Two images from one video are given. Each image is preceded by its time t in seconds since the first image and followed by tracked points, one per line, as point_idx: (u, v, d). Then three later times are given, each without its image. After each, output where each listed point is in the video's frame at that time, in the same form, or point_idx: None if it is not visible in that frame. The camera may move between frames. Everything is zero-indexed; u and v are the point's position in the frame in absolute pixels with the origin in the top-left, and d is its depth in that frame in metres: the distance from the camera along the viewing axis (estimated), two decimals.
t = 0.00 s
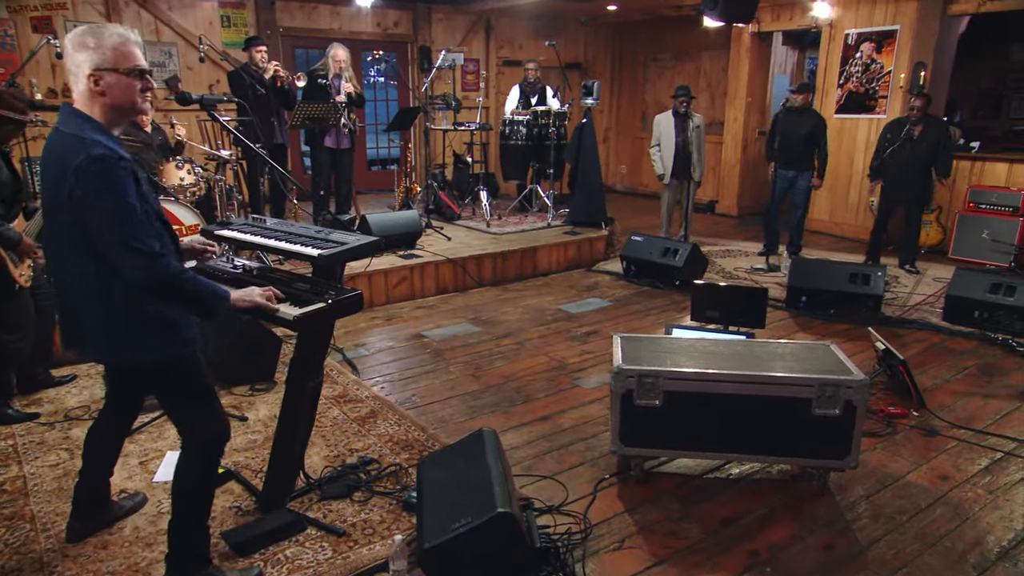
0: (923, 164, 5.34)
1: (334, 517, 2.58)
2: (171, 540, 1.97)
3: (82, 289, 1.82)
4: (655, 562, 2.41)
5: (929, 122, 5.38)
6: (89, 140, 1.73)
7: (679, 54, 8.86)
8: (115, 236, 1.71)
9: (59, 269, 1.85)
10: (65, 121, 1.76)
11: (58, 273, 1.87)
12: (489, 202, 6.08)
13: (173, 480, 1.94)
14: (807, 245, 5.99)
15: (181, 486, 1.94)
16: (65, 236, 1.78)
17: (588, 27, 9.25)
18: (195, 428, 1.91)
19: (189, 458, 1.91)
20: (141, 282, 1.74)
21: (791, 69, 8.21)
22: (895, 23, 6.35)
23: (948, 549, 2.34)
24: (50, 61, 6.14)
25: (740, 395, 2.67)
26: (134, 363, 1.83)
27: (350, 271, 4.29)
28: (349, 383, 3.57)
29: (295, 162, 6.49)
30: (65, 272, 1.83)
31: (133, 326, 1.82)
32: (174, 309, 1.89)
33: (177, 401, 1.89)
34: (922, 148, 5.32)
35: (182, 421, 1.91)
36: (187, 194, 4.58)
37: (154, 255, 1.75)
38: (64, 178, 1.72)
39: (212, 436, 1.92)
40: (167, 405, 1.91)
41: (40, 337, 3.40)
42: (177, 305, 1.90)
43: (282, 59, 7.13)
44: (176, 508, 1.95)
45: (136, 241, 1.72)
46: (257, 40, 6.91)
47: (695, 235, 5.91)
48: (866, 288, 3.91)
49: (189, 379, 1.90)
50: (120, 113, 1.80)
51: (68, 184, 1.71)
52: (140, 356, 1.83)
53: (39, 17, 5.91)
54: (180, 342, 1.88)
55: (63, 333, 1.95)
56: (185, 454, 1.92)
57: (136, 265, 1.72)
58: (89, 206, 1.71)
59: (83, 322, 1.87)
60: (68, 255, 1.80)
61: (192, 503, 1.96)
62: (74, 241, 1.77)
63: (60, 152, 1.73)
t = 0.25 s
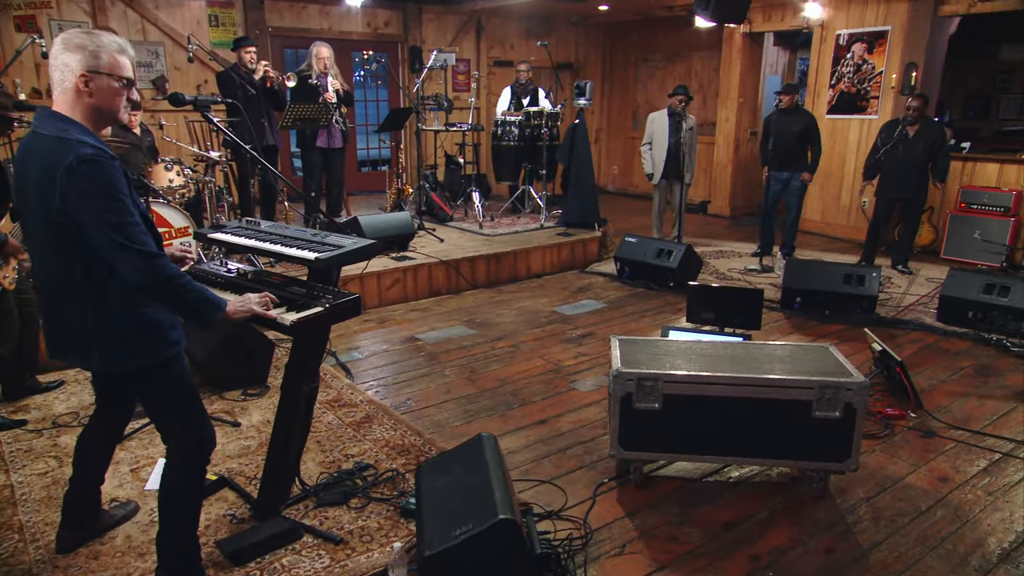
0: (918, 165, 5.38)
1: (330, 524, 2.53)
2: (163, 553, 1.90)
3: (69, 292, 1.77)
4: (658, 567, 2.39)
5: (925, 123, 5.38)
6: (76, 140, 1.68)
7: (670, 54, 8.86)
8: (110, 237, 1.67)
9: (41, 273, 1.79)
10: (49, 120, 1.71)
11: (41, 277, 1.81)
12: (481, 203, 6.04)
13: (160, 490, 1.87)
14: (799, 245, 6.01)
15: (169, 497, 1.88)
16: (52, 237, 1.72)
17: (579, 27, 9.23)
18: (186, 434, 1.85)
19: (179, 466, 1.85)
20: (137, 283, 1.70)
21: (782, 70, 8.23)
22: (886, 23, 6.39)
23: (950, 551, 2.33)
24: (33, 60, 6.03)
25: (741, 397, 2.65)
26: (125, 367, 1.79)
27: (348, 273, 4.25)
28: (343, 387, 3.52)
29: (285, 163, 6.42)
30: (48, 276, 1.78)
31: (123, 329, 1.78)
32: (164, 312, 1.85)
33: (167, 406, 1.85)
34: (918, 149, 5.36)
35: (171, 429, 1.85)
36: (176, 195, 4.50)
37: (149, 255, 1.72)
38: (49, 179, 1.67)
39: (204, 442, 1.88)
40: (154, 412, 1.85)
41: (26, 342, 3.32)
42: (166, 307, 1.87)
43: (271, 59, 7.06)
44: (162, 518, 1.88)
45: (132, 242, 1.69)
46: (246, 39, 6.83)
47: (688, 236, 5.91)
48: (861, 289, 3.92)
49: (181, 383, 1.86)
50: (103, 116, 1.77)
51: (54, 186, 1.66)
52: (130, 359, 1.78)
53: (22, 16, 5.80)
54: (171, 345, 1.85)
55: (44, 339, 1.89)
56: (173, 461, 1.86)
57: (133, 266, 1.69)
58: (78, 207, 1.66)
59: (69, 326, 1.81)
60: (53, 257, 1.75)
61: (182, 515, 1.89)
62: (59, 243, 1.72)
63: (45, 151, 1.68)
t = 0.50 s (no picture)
0: (912, 167, 5.41)
1: (329, 531, 2.48)
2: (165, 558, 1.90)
3: (78, 295, 1.76)
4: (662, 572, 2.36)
5: (920, 124, 5.42)
6: (88, 143, 1.68)
7: (663, 55, 8.86)
8: (125, 240, 1.67)
9: (46, 275, 1.77)
10: (61, 121, 1.71)
11: (45, 280, 1.79)
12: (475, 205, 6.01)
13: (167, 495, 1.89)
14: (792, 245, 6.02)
15: (174, 501, 1.89)
16: (59, 240, 1.71)
17: (571, 27, 9.21)
18: (195, 438, 1.87)
19: (187, 470, 1.87)
20: (147, 289, 1.70)
21: (775, 70, 8.24)
22: (879, 24, 6.42)
23: (954, 553, 2.33)
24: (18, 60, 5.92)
25: (742, 400, 2.64)
26: (135, 371, 1.80)
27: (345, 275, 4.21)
28: (338, 391, 3.47)
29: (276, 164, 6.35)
30: (54, 278, 1.76)
31: (132, 332, 1.79)
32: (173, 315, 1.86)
33: (176, 409, 1.86)
34: (912, 150, 5.40)
35: (179, 432, 1.87)
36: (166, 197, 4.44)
37: (159, 261, 1.72)
38: (61, 182, 1.66)
39: (211, 446, 1.89)
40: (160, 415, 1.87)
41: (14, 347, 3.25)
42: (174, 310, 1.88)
43: (261, 58, 6.98)
44: (168, 525, 1.89)
45: (142, 247, 1.69)
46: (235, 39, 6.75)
47: (682, 237, 5.90)
48: (857, 290, 3.92)
49: (188, 387, 1.87)
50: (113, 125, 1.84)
51: (67, 188, 1.66)
52: (142, 363, 1.79)
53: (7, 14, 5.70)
54: (178, 348, 1.85)
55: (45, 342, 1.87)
56: (182, 464, 1.87)
57: (142, 272, 1.69)
58: (93, 210, 1.66)
59: (75, 330, 1.80)
60: (61, 260, 1.73)
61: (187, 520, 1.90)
62: (70, 246, 1.71)
63: (55, 153, 1.68)
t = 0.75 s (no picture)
0: (903, 168, 5.45)
1: (329, 538, 2.44)
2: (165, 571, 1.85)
3: (82, 298, 1.71)
4: None
5: (912, 125, 5.46)
6: (93, 142, 1.62)
7: (656, 55, 8.87)
8: (128, 244, 1.61)
9: (51, 277, 1.72)
10: (65, 120, 1.66)
11: (49, 283, 1.73)
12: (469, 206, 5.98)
13: (169, 503, 1.84)
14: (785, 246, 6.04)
15: (176, 511, 1.83)
16: (60, 243, 1.65)
17: (564, 27, 9.19)
18: (198, 445, 1.82)
19: (190, 477, 1.82)
20: (150, 294, 1.64)
21: (768, 70, 8.26)
22: (872, 25, 6.45)
23: (958, 556, 2.33)
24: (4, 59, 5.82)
25: (746, 403, 2.63)
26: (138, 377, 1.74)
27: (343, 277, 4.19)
28: (335, 395, 3.43)
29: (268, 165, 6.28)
30: (57, 280, 1.71)
31: (135, 338, 1.74)
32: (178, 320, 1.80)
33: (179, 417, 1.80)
34: (905, 151, 5.43)
35: (182, 440, 1.81)
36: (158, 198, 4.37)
37: (163, 265, 1.66)
38: (65, 182, 1.61)
39: (214, 453, 1.85)
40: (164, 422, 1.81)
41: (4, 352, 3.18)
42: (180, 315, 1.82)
43: (252, 58, 6.91)
44: (169, 535, 1.85)
45: (147, 251, 1.63)
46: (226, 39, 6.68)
47: (677, 238, 5.90)
48: (854, 291, 3.94)
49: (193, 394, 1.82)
50: (113, 123, 1.76)
51: (71, 189, 1.60)
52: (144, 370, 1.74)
53: None
54: (182, 354, 1.80)
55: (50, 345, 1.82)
56: (186, 471, 1.83)
57: (146, 276, 1.63)
58: (96, 212, 1.60)
59: (78, 334, 1.74)
60: (64, 262, 1.68)
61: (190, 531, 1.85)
62: (73, 248, 1.66)
63: (58, 153, 1.62)
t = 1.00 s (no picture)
0: (897, 168, 5.46)
1: (332, 545, 2.39)
2: None
3: (70, 310, 1.65)
4: None
5: (905, 125, 5.50)
6: (82, 152, 1.57)
7: (651, 55, 8.86)
8: (112, 257, 1.55)
9: (41, 288, 1.67)
10: (58, 130, 1.61)
11: (39, 292, 1.69)
12: (465, 207, 5.94)
13: (172, 514, 1.80)
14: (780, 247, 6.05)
15: (178, 522, 1.79)
16: (50, 255, 1.61)
17: (558, 27, 9.16)
18: (199, 454, 1.77)
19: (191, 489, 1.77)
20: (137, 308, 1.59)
21: (763, 71, 8.27)
22: (867, 25, 6.47)
23: (965, 559, 2.32)
24: None
25: (751, 407, 2.61)
26: (128, 393, 1.68)
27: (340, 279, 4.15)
28: (334, 399, 3.38)
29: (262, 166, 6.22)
30: (48, 291, 1.67)
31: (125, 352, 1.67)
32: (170, 334, 1.75)
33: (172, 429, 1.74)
34: (899, 152, 5.44)
35: (182, 451, 1.77)
36: (152, 200, 4.31)
37: (151, 278, 1.60)
38: (53, 193, 1.56)
39: (216, 462, 1.80)
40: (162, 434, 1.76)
41: None
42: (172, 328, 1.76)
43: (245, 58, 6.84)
44: (173, 546, 1.80)
45: (133, 264, 1.57)
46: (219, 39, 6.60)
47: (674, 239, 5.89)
48: (853, 291, 3.95)
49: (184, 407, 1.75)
50: (114, 134, 1.69)
51: (58, 201, 1.55)
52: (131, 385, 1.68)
53: None
54: (175, 368, 1.73)
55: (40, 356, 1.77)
56: (187, 481, 1.79)
57: (133, 290, 1.57)
58: (82, 224, 1.55)
59: (65, 346, 1.69)
60: (54, 273, 1.63)
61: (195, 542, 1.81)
62: (62, 259, 1.61)
63: (51, 163, 1.57)
